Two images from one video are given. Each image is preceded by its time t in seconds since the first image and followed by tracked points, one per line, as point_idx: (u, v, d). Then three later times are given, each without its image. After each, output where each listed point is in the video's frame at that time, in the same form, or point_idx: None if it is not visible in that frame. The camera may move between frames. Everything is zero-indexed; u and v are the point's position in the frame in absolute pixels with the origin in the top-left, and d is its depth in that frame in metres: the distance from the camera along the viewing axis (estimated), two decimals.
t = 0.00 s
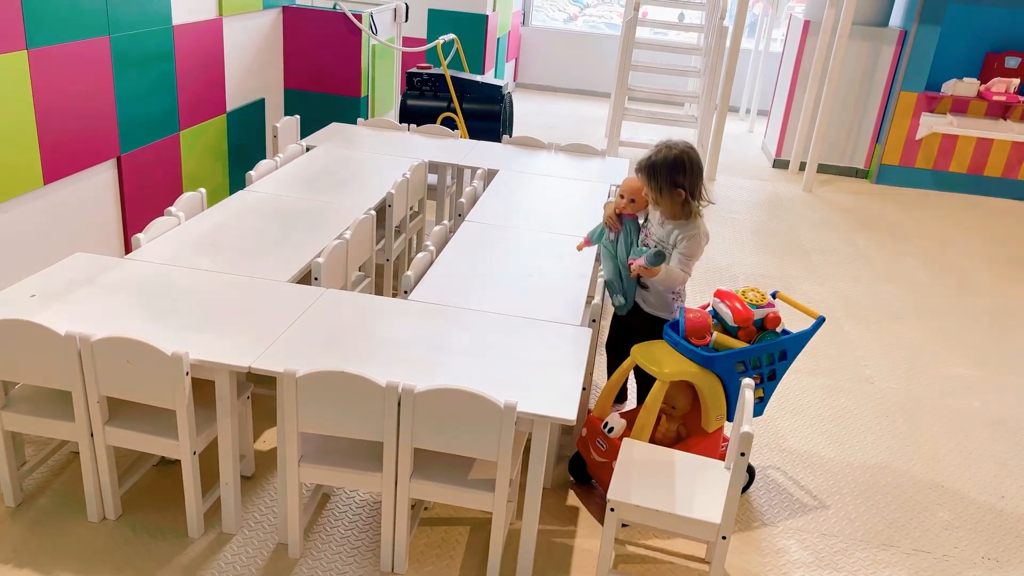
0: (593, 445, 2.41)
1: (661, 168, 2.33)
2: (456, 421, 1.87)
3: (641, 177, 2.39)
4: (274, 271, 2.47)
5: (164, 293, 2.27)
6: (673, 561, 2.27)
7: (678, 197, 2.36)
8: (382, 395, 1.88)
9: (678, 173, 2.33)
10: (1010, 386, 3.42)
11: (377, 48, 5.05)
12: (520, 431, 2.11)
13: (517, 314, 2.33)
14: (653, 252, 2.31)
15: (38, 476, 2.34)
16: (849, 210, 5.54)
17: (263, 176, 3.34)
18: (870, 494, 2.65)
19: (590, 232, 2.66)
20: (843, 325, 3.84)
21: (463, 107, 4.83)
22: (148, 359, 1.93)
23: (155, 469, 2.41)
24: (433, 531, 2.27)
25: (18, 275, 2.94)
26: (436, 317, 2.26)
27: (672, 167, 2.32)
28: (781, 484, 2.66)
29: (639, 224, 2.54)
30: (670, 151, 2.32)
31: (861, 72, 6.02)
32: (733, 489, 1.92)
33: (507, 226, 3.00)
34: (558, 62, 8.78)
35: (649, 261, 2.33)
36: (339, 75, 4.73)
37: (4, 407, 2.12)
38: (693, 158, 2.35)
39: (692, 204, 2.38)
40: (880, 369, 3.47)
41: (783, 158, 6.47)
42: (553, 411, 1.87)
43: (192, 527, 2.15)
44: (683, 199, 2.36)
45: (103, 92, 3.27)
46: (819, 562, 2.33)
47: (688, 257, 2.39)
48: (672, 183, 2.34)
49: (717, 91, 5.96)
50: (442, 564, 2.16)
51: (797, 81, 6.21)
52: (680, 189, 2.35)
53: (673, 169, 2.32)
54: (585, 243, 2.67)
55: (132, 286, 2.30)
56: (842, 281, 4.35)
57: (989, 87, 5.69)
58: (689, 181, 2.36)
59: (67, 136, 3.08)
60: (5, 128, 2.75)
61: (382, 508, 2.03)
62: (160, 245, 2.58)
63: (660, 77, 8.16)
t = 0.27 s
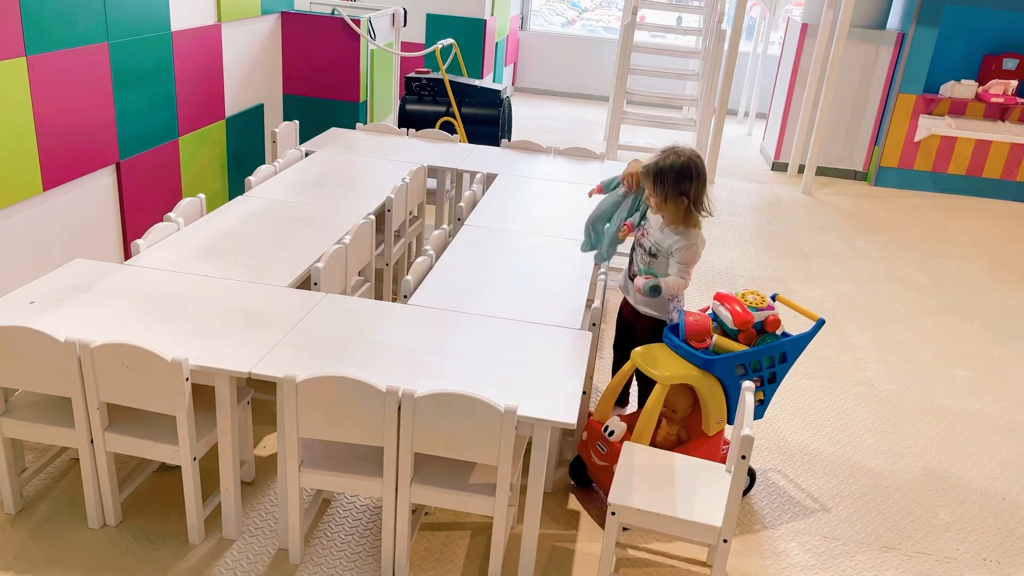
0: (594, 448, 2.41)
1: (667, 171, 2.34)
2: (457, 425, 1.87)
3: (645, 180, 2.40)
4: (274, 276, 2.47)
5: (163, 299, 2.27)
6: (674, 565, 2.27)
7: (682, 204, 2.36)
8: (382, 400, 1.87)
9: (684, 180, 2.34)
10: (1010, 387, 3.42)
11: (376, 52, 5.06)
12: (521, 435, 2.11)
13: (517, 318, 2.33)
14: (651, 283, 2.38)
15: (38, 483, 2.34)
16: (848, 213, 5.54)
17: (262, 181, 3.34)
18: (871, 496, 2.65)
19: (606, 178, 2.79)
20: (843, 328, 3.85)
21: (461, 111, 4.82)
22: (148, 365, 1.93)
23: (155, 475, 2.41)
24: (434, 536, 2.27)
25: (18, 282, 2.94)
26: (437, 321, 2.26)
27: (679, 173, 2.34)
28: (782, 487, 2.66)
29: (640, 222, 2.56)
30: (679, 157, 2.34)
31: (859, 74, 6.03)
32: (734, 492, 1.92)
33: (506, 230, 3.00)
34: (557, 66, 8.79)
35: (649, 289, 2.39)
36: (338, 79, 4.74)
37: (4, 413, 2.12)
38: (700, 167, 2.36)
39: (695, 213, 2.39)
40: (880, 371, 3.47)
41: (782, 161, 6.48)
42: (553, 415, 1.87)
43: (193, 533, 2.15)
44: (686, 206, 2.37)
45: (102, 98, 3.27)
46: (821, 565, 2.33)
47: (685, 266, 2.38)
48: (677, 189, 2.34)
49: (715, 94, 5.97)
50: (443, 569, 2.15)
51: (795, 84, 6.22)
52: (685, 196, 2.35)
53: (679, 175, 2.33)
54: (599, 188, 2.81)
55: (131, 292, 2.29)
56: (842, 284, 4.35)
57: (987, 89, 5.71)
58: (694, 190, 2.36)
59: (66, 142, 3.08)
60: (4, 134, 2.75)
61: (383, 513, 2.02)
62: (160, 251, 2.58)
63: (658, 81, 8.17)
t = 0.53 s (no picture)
0: (594, 453, 2.41)
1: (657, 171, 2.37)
2: (457, 431, 1.87)
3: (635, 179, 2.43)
4: (273, 283, 2.48)
5: (162, 307, 2.27)
6: (675, 570, 2.26)
7: (669, 203, 2.39)
8: (382, 407, 1.88)
9: (673, 180, 2.37)
10: (1010, 389, 3.42)
11: (374, 60, 5.07)
12: (521, 441, 2.10)
13: (517, 324, 2.33)
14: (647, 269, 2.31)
15: (38, 492, 2.34)
16: (846, 216, 5.55)
17: (261, 189, 3.34)
18: (872, 500, 2.65)
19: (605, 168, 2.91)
20: (843, 331, 3.85)
21: (460, 118, 4.84)
22: (148, 373, 1.93)
23: (155, 484, 2.40)
24: (434, 543, 2.27)
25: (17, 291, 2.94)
26: (437, 328, 2.26)
27: (668, 173, 2.37)
28: (782, 491, 2.65)
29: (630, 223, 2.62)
30: (669, 157, 2.37)
31: (856, 78, 6.05)
32: (735, 496, 1.92)
33: (505, 236, 3.01)
34: (554, 72, 8.81)
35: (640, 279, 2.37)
36: (336, 87, 4.75)
37: (3, 423, 2.11)
38: (690, 169, 2.39)
39: (683, 214, 2.42)
40: (880, 373, 3.47)
41: (780, 165, 6.49)
42: (553, 421, 1.87)
43: (193, 542, 2.15)
44: (674, 206, 2.40)
45: (100, 107, 3.28)
46: (822, 569, 2.33)
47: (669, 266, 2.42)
48: (666, 188, 2.38)
49: (712, 99, 5.99)
50: None
51: (792, 87, 6.23)
52: (673, 196, 2.39)
53: (668, 175, 2.37)
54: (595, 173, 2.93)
55: (131, 300, 2.30)
56: (840, 287, 4.36)
57: (983, 92, 5.73)
58: (683, 192, 2.40)
59: (65, 151, 3.09)
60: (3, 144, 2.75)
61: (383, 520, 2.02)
62: (159, 259, 2.59)
63: (656, 86, 8.19)
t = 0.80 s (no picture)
0: (595, 462, 2.40)
1: (620, 166, 2.42)
2: (457, 441, 1.87)
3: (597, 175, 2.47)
4: (271, 295, 2.47)
5: (160, 321, 2.26)
6: None
7: (634, 197, 2.46)
8: (381, 418, 1.87)
9: (637, 173, 2.43)
10: (1010, 392, 3.42)
11: (370, 72, 5.09)
12: (521, 450, 2.10)
13: (516, 333, 2.33)
14: (643, 248, 2.40)
15: (37, 508, 2.33)
16: (843, 221, 5.56)
17: (258, 201, 3.34)
18: (874, 505, 2.64)
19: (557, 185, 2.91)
20: (842, 336, 3.85)
21: (456, 127, 4.84)
22: (147, 387, 1.92)
23: (154, 498, 2.39)
24: (436, 554, 2.26)
25: (15, 306, 2.93)
26: (435, 338, 2.26)
27: (630, 167, 2.42)
28: (784, 497, 2.65)
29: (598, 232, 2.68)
30: (629, 151, 2.41)
31: (850, 84, 6.07)
32: (737, 502, 1.91)
33: (502, 245, 3.01)
34: (550, 81, 8.84)
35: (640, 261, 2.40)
36: (332, 99, 4.76)
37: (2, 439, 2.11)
38: (650, 161, 2.44)
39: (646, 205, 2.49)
40: (880, 378, 3.47)
41: (776, 171, 6.50)
42: (554, 429, 1.87)
43: (193, 556, 2.14)
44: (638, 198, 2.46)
45: (96, 121, 3.28)
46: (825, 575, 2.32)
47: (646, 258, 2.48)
48: (629, 183, 2.43)
49: (708, 106, 6.01)
50: None
51: (787, 94, 6.25)
52: (636, 188, 2.44)
53: (630, 169, 2.42)
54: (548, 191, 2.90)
55: (129, 314, 2.29)
56: (839, 292, 4.36)
57: (977, 96, 5.72)
58: (644, 183, 2.46)
59: (62, 166, 3.09)
60: None
61: (384, 531, 2.01)
62: (157, 273, 2.59)
63: (651, 94, 8.22)
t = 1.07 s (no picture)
0: (595, 471, 2.40)
1: (569, 177, 2.42)
2: (456, 453, 1.86)
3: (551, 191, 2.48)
4: (268, 309, 2.47)
5: (158, 336, 2.26)
6: None
7: (590, 203, 2.46)
8: (380, 430, 1.87)
9: (586, 180, 2.43)
10: (1009, 396, 3.42)
11: (365, 84, 5.10)
12: (521, 461, 2.09)
13: (514, 343, 2.33)
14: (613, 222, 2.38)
15: (35, 526, 2.31)
16: (839, 227, 5.57)
17: (255, 215, 3.35)
18: (876, 511, 2.64)
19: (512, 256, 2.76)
20: (840, 342, 3.85)
21: (451, 139, 4.86)
22: (144, 403, 1.91)
23: (153, 515, 2.38)
24: (437, 567, 2.25)
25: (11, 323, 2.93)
26: (433, 350, 2.26)
27: (579, 177, 2.43)
28: (785, 504, 2.64)
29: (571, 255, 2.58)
30: (574, 161, 2.42)
31: (844, 90, 6.10)
32: (739, 510, 1.91)
33: (499, 256, 3.01)
34: (546, 91, 8.87)
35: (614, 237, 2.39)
36: (327, 112, 4.77)
37: None
38: (597, 164, 2.45)
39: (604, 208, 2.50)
40: (879, 384, 3.47)
41: (772, 178, 6.52)
42: (552, 439, 1.86)
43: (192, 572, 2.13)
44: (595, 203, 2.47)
45: (92, 137, 3.29)
46: None
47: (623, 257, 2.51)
48: (582, 191, 2.44)
49: (703, 114, 6.03)
50: None
51: (781, 101, 6.28)
52: (590, 194, 2.45)
53: (580, 178, 2.42)
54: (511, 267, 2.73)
55: (127, 330, 2.29)
56: (836, 298, 4.36)
57: (970, 101, 5.81)
58: (597, 187, 2.46)
59: (58, 183, 3.09)
60: None
61: (384, 545, 2.01)
62: (154, 288, 2.58)
63: (646, 103, 8.26)
